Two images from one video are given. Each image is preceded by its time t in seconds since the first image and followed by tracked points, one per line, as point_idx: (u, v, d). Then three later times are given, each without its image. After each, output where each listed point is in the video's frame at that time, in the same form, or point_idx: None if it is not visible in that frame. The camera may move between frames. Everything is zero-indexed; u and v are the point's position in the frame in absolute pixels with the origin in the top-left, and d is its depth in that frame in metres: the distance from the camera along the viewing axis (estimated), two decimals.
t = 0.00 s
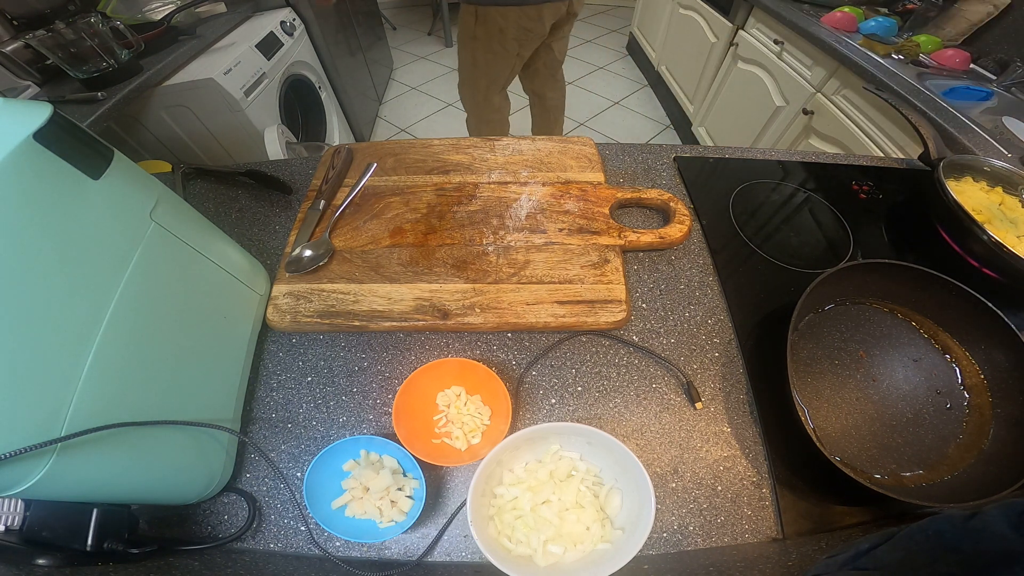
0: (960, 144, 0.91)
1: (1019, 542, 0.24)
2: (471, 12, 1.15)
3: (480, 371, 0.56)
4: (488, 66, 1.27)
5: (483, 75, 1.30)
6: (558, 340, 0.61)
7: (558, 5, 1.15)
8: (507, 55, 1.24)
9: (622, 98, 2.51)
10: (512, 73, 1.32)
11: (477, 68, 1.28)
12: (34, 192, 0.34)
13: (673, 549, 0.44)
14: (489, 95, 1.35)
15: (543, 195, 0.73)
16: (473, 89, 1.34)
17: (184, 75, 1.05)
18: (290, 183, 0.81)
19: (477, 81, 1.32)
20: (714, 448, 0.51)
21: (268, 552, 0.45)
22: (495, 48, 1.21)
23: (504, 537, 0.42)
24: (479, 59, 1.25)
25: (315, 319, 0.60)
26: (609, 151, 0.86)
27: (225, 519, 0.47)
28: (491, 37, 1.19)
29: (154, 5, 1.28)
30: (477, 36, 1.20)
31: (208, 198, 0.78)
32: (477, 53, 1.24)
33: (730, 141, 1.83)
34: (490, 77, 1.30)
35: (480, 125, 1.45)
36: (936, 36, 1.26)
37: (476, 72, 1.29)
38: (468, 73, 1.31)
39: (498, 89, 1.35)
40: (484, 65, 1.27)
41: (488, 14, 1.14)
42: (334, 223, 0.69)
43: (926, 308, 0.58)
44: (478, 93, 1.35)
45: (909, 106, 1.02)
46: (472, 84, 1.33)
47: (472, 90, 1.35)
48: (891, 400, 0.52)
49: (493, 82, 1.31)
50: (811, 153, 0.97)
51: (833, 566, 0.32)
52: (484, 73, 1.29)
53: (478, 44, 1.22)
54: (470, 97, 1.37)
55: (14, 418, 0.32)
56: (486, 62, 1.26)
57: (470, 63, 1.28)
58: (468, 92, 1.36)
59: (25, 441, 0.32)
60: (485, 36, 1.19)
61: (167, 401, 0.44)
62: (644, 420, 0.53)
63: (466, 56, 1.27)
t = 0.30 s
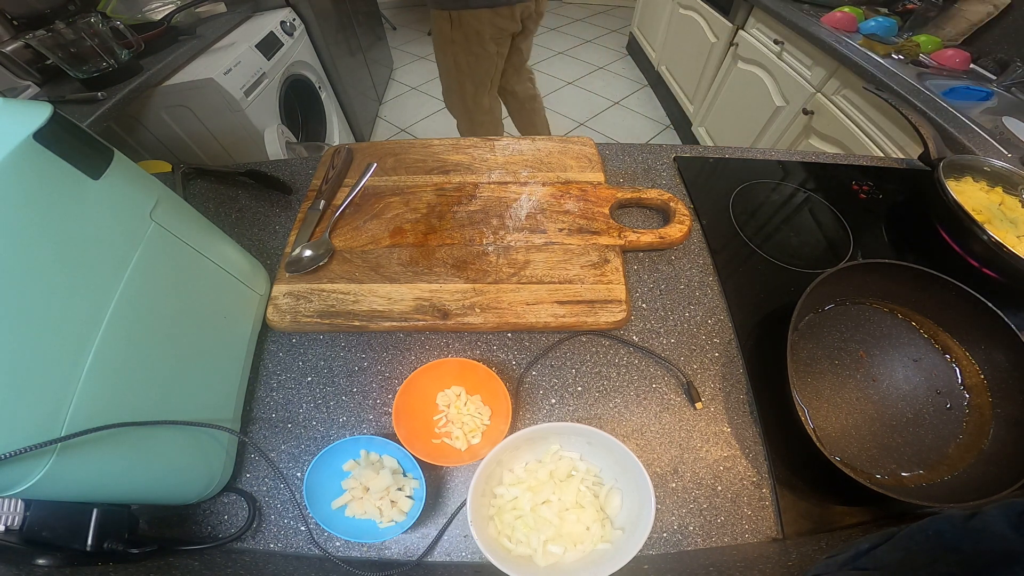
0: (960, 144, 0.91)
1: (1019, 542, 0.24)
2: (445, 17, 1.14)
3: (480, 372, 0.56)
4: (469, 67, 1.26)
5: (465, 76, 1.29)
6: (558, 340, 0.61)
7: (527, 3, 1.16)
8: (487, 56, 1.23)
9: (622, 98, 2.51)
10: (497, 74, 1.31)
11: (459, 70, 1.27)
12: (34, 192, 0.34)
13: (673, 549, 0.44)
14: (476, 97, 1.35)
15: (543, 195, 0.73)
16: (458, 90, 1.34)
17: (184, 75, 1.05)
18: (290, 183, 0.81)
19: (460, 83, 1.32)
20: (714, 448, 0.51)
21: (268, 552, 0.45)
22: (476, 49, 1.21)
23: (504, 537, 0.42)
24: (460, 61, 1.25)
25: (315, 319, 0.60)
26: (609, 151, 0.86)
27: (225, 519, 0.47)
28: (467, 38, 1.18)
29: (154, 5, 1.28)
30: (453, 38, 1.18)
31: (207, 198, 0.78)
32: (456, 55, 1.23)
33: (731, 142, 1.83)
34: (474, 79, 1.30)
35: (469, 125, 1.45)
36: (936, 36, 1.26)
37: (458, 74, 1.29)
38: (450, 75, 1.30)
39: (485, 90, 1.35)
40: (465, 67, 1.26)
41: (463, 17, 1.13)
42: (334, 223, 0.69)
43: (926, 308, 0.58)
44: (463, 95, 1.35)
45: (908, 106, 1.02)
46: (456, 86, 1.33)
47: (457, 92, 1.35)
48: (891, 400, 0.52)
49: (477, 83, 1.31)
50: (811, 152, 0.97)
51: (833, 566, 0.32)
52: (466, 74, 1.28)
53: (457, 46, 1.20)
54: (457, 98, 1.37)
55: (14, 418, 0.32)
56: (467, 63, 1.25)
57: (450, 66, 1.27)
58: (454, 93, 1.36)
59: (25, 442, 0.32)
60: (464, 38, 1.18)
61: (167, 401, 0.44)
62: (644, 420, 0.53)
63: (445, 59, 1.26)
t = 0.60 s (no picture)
0: (960, 144, 0.91)
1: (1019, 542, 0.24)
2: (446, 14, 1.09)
3: (480, 371, 0.56)
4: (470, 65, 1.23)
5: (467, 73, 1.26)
6: (558, 340, 0.61)
7: None
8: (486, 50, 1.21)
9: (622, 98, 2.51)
10: (494, 70, 1.30)
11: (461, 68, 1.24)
12: (34, 192, 0.34)
13: (673, 549, 0.44)
14: (475, 95, 1.32)
15: (543, 195, 0.73)
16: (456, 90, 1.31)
17: (184, 75, 1.05)
18: (290, 183, 0.81)
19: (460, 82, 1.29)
20: (714, 448, 0.51)
21: (268, 552, 0.45)
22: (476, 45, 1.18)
23: (504, 537, 0.42)
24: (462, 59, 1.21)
25: (315, 319, 0.60)
26: (609, 150, 0.86)
27: (225, 519, 0.47)
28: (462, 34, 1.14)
29: (154, 5, 1.28)
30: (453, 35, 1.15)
31: (207, 198, 0.78)
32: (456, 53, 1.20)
33: (730, 142, 1.83)
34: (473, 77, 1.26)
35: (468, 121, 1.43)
36: (936, 35, 1.26)
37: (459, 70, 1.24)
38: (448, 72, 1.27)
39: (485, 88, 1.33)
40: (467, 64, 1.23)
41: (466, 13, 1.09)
42: (334, 223, 0.69)
43: (926, 308, 0.58)
44: (459, 93, 1.32)
45: (908, 106, 1.01)
46: (456, 85, 1.30)
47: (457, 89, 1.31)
48: (891, 400, 0.52)
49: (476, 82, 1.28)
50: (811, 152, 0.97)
51: (833, 566, 0.32)
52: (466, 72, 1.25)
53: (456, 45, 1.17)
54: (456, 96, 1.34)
55: (15, 417, 0.32)
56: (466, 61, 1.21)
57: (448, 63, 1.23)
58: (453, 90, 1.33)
59: (25, 442, 0.32)
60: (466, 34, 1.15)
61: (167, 401, 0.44)
62: (644, 420, 0.53)
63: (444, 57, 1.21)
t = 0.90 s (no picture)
0: (960, 145, 0.91)
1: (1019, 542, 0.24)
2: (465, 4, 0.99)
3: (480, 372, 0.56)
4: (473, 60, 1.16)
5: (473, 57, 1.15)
6: (558, 340, 0.61)
7: None
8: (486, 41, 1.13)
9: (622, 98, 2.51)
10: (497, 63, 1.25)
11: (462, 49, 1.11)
12: (34, 191, 0.34)
13: (673, 549, 0.44)
14: (475, 90, 1.25)
15: (543, 195, 0.73)
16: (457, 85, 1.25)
17: (184, 75, 1.04)
18: (290, 183, 0.81)
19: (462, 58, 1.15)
20: (714, 448, 0.51)
21: (268, 552, 0.45)
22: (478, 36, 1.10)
23: (504, 537, 0.42)
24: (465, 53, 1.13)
25: (315, 319, 0.60)
26: (609, 150, 0.86)
27: (225, 518, 0.47)
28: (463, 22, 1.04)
29: (154, 5, 1.28)
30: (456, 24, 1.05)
31: (207, 198, 0.78)
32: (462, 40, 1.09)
33: (731, 142, 1.83)
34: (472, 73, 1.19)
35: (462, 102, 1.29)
36: (936, 36, 1.26)
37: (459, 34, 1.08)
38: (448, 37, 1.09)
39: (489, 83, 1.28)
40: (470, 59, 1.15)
41: None
42: (334, 223, 0.69)
43: (926, 308, 0.58)
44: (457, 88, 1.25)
45: (909, 106, 1.01)
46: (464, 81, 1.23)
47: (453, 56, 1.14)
48: (891, 400, 0.52)
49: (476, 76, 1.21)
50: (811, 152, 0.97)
51: (833, 566, 0.32)
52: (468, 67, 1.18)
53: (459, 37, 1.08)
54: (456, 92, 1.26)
55: (15, 417, 0.32)
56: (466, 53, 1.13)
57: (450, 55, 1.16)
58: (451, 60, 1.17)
59: (25, 442, 0.32)
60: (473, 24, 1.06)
61: (167, 401, 0.44)
62: (644, 420, 0.53)
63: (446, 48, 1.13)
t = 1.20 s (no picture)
0: (960, 145, 0.91)
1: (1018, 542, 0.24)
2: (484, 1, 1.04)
3: (480, 371, 0.56)
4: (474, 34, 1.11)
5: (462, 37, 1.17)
6: (558, 340, 0.61)
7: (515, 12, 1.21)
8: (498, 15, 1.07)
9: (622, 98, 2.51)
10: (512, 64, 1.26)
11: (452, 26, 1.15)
12: (34, 191, 0.34)
13: (673, 549, 0.44)
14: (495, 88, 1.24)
15: (543, 195, 0.73)
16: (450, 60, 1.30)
17: (184, 75, 1.05)
18: (290, 183, 0.81)
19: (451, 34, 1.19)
20: (714, 448, 0.51)
21: (268, 552, 0.45)
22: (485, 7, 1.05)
23: (504, 537, 0.42)
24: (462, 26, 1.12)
25: (315, 319, 0.60)
26: (609, 150, 0.86)
27: (225, 518, 0.47)
28: None
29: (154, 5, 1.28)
30: None
31: (207, 198, 0.78)
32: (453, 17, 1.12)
33: (731, 141, 1.83)
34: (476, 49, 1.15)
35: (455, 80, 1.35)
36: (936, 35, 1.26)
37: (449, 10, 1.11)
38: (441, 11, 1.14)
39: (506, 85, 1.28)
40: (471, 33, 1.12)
41: None
42: (334, 224, 0.69)
43: (926, 308, 0.58)
44: (464, 62, 1.22)
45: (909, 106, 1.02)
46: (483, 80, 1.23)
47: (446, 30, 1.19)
48: (891, 400, 0.52)
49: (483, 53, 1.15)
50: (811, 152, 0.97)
51: (832, 566, 0.32)
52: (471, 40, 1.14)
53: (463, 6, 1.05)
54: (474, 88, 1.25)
55: (15, 417, 0.32)
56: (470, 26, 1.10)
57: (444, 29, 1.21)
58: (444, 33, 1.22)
59: (24, 442, 0.32)
60: None
61: (167, 401, 0.44)
62: (644, 420, 0.53)
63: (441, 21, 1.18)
